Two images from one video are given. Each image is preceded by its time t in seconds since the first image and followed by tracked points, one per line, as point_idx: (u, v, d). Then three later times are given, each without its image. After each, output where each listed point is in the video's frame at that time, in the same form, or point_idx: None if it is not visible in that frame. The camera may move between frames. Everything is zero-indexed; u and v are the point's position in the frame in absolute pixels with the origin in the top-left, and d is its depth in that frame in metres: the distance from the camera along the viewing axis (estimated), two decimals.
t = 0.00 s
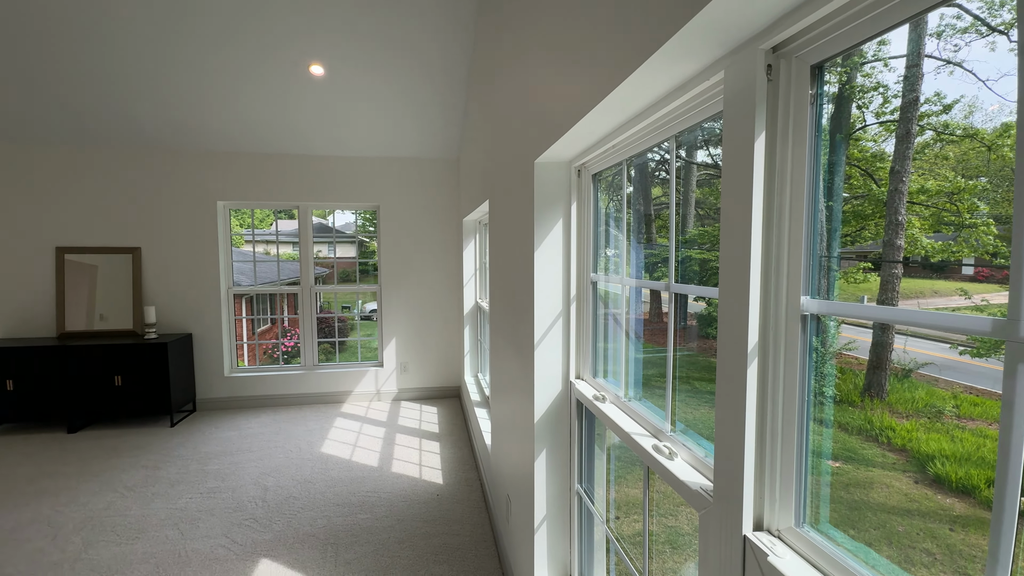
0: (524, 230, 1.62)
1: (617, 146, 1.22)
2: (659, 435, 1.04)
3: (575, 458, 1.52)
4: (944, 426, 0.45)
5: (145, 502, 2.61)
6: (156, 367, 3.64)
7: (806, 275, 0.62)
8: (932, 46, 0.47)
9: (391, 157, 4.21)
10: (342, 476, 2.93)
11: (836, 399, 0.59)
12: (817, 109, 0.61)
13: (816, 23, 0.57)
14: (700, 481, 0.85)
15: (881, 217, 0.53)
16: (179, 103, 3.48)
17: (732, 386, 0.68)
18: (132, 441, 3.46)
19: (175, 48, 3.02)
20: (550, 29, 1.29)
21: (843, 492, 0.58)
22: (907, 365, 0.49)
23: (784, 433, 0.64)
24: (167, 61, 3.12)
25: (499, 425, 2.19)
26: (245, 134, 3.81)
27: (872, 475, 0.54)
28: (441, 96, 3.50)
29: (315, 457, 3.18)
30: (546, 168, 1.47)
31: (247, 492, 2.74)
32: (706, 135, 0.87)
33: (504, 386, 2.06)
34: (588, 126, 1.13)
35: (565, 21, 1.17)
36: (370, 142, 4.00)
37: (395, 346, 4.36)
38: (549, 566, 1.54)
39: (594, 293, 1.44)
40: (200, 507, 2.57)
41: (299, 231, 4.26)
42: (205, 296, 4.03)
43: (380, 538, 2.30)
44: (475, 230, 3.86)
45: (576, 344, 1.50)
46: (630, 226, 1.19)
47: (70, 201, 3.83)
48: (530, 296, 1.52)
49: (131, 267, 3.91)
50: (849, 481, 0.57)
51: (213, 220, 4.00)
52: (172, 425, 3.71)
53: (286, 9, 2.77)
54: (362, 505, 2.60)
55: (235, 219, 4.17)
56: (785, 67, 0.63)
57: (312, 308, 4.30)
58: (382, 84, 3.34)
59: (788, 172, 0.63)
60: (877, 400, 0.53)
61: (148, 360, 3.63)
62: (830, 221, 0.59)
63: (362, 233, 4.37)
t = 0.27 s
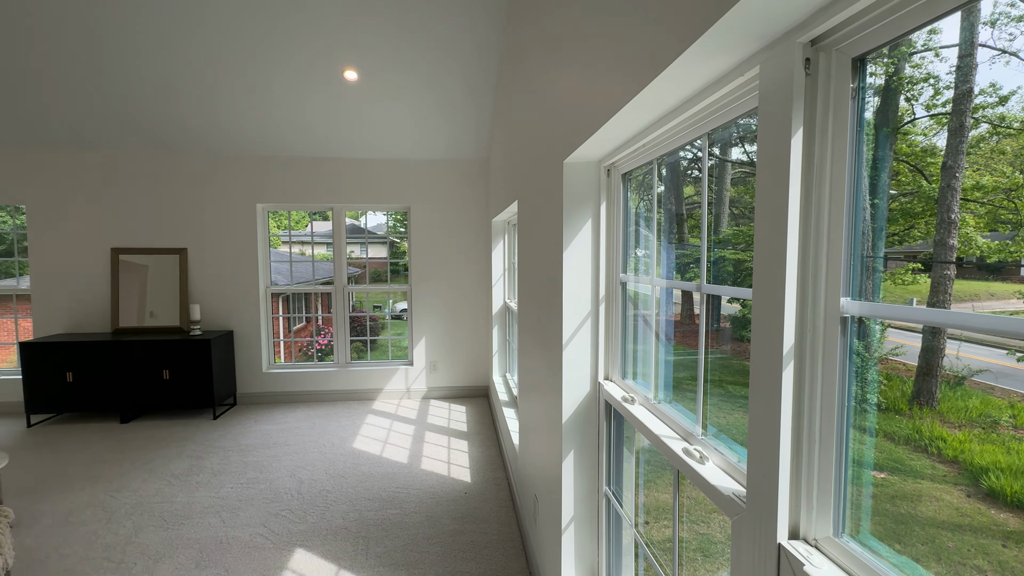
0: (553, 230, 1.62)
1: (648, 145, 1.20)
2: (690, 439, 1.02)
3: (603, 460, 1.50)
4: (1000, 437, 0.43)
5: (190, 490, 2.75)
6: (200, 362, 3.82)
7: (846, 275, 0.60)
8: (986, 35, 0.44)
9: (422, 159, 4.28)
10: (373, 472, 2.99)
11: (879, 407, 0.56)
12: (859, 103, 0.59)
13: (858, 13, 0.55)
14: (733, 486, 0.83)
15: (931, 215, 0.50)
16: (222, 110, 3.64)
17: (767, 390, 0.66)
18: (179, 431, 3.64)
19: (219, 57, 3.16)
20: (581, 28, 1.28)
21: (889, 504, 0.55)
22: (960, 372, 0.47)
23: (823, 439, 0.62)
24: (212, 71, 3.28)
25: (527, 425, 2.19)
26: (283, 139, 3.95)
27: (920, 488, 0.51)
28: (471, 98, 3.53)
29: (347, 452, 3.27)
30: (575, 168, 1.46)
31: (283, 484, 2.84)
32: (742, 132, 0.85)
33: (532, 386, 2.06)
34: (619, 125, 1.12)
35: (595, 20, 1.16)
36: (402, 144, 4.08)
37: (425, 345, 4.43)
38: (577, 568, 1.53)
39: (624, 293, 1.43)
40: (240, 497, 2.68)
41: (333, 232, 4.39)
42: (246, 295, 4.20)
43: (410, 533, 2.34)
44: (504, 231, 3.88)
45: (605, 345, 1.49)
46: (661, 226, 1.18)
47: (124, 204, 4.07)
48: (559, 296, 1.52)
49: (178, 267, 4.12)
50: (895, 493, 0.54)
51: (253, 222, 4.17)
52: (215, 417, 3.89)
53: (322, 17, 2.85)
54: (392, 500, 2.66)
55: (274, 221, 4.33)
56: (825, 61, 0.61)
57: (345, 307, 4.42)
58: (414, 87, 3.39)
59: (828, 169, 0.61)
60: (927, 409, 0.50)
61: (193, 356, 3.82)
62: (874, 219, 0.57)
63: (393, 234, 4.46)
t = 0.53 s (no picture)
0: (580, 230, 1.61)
1: (679, 143, 1.18)
2: (720, 443, 1.00)
3: (630, 462, 1.49)
4: None
5: (228, 480, 2.87)
6: (238, 358, 3.97)
7: (887, 276, 0.57)
8: None
9: (450, 159, 4.33)
10: (401, 468, 3.05)
11: (922, 413, 0.54)
12: (902, 97, 0.56)
13: (902, 3, 0.53)
14: (765, 492, 0.82)
15: (984, 213, 0.47)
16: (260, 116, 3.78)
17: (802, 392, 0.64)
18: (218, 424, 3.81)
19: (256, 69, 3.25)
20: (611, 27, 1.26)
21: (935, 518, 0.52)
22: (1015, 379, 0.44)
23: (860, 446, 0.60)
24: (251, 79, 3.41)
25: (554, 425, 2.19)
26: (317, 143, 4.07)
27: (969, 501, 0.49)
28: (499, 99, 3.54)
29: (376, 448, 3.34)
30: (603, 167, 1.45)
31: (315, 477, 2.93)
32: (777, 128, 0.82)
33: (559, 387, 2.05)
34: (648, 124, 1.11)
35: (624, 19, 1.15)
36: (431, 146, 4.14)
37: (453, 344, 4.48)
38: (603, 569, 1.53)
39: (652, 294, 1.41)
40: (275, 488, 2.78)
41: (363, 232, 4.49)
42: (281, 294, 4.35)
43: (437, 529, 2.38)
44: (531, 231, 3.88)
45: (632, 346, 1.48)
46: (691, 226, 1.16)
47: (169, 207, 4.27)
48: (586, 297, 1.51)
49: (218, 266, 4.30)
50: (942, 506, 0.51)
51: (288, 223, 4.31)
52: (251, 411, 4.04)
53: (355, 26, 2.90)
54: (420, 497, 2.70)
55: (307, 222, 4.46)
56: (865, 54, 0.59)
57: (374, 306, 4.52)
58: (443, 90, 3.43)
59: (867, 165, 0.59)
60: (978, 418, 0.48)
61: (232, 352, 3.97)
62: (918, 217, 0.54)
63: (422, 235, 4.53)
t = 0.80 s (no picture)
0: (608, 229, 1.59)
1: (710, 140, 1.16)
2: (752, 448, 0.97)
3: (658, 465, 1.47)
4: None
5: (264, 472, 2.98)
6: (274, 354, 4.12)
7: (932, 277, 0.55)
8: None
9: (478, 160, 4.36)
10: (429, 465, 3.10)
11: (972, 423, 0.51)
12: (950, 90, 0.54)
13: None
14: (800, 499, 0.79)
15: None
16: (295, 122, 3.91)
17: (840, 398, 0.62)
18: (255, 418, 3.96)
19: (291, 78, 3.34)
20: (642, 24, 1.24)
21: (985, 533, 0.50)
22: None
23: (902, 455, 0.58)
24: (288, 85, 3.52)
25: (580, 426, 2.17)
26: (349, 146, 4.17)
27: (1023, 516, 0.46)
28: (527, 99, 3.54)
29: (404, 445, 3.40)
30: (632, 166, 1.43)
31: (346, 471, 3.00)
32: (815, 124, 0.80)
33: (586, 388, 2.04)
34: (679, 122, 1.09)
35: (655, 17, 1.14)
36: (459, 147, 4.18)
37: (480, 344, 4.52)
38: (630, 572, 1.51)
39: (682, 295, 1.38)
40: (308, 481, 2.87)
41: (393, 233, 4.57)
42: (314, 293, 4.49)
43: (464, 526, 2.40)
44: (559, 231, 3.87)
45: (661, 347, 1.45)
46: (723, 225, 1.13)
47: (210, 209, 4.46)
48: (614, 298, 1.50)
49: (255, 266, 4.46)
50: (993, 521, 0.49)
51: (321, 224, 4.44)
52: (286, 406, 4.18)
53: (386, 33, 2.94)
54: (447, 494, 2.73)
55: (339, 223, 4.57)
56: (908, 46, 0.56)
57: (403, 305, 4.60)
58: (471, 92, 3.45)
59: (912, 161, 0.56)
60: None
61: (268, 348, 4.12)
62: (968, 215, 0.52)
63: (450, 235, 4.58)
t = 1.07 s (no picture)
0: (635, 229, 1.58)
1: (741, 138, 1.13)
2: (784, 453, 0.95)
3: (685, 469, 1.44)
4: None
5: (295, 466, 3.07)
6: (305, 352, 4.24)
7: (977, 277, 0.52)
8: None
9: (504, 160, 4.38)
10: (454, 463, 3.13)
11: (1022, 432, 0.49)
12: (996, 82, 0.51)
13: None
14: (835, 507, 0.77)
15: None
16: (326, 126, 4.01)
17: (877, 403, 0.60)
18: (287, 413, 4.08)
19: (321, 85, 3.42)
20: (671, 21, 1.22)
21: None
22: None
23: (945, 463, 0.55)
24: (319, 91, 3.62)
25: (606, 427, 2.15)
26: (377, 149, 4.25)
27: None
28: (553, 99, 3.53)
29: (430, 443, 3.45)
30: (659, 165, 1.41)
31: (374, 467, 3.07)
32: (853, 118, 0.77)
33: (612, 389, 2.02)
34: (708, 119, 1.07)
35: (684, 14, 1.12)
36: (485, 148, 4.21)
37: (504, 344, 4.53)
38: None
39: (711, 295, 1.36)
40: (337, 476, 2.94)
41: (420, 233, 4.64)
42: (344, 292, 4.60)
43: (488, 524, 2.42)
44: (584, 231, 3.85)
45: (689, 348, 1.43)
46: (754, 224, 1.11)
47: (246, 211, 4.62)
48: (641, 298, 1.48)
49: (288, 266, 4.61)
50: None
51: (351, 225, 4.54)
52: (316, 402, 4.30)
53: (413, 37, 2.98)
54: (471, 492, 2.75)
55: (367, 223, 4.67)
56: (951, 37, 0.54)
57: (429, 305, 4.66)
58: (497, 92, 3.47)
59: (956, 156, 0.54)
60: None
61: (299, 346, 4.24)
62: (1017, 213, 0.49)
63: (475, 235, 4.61)
